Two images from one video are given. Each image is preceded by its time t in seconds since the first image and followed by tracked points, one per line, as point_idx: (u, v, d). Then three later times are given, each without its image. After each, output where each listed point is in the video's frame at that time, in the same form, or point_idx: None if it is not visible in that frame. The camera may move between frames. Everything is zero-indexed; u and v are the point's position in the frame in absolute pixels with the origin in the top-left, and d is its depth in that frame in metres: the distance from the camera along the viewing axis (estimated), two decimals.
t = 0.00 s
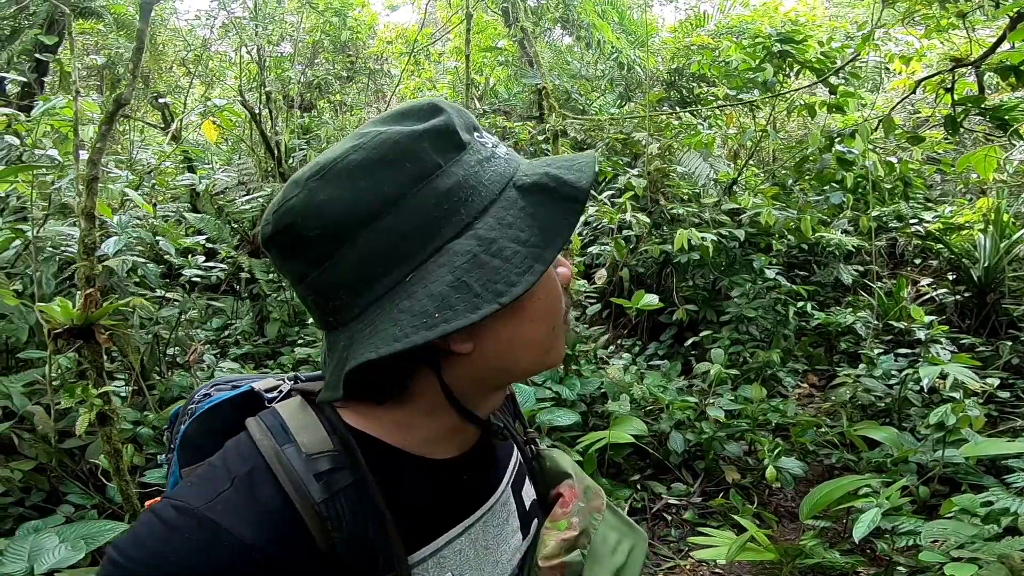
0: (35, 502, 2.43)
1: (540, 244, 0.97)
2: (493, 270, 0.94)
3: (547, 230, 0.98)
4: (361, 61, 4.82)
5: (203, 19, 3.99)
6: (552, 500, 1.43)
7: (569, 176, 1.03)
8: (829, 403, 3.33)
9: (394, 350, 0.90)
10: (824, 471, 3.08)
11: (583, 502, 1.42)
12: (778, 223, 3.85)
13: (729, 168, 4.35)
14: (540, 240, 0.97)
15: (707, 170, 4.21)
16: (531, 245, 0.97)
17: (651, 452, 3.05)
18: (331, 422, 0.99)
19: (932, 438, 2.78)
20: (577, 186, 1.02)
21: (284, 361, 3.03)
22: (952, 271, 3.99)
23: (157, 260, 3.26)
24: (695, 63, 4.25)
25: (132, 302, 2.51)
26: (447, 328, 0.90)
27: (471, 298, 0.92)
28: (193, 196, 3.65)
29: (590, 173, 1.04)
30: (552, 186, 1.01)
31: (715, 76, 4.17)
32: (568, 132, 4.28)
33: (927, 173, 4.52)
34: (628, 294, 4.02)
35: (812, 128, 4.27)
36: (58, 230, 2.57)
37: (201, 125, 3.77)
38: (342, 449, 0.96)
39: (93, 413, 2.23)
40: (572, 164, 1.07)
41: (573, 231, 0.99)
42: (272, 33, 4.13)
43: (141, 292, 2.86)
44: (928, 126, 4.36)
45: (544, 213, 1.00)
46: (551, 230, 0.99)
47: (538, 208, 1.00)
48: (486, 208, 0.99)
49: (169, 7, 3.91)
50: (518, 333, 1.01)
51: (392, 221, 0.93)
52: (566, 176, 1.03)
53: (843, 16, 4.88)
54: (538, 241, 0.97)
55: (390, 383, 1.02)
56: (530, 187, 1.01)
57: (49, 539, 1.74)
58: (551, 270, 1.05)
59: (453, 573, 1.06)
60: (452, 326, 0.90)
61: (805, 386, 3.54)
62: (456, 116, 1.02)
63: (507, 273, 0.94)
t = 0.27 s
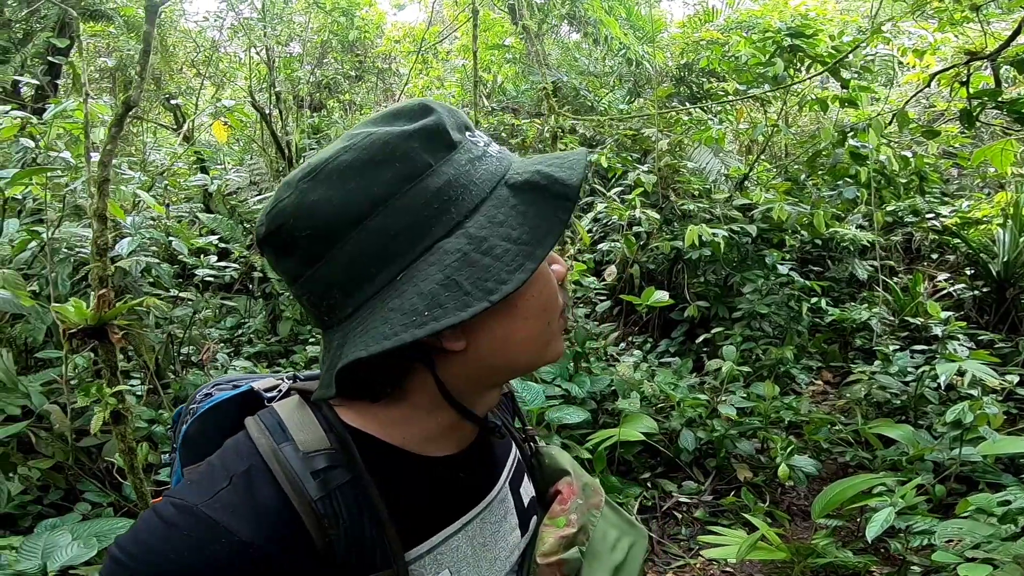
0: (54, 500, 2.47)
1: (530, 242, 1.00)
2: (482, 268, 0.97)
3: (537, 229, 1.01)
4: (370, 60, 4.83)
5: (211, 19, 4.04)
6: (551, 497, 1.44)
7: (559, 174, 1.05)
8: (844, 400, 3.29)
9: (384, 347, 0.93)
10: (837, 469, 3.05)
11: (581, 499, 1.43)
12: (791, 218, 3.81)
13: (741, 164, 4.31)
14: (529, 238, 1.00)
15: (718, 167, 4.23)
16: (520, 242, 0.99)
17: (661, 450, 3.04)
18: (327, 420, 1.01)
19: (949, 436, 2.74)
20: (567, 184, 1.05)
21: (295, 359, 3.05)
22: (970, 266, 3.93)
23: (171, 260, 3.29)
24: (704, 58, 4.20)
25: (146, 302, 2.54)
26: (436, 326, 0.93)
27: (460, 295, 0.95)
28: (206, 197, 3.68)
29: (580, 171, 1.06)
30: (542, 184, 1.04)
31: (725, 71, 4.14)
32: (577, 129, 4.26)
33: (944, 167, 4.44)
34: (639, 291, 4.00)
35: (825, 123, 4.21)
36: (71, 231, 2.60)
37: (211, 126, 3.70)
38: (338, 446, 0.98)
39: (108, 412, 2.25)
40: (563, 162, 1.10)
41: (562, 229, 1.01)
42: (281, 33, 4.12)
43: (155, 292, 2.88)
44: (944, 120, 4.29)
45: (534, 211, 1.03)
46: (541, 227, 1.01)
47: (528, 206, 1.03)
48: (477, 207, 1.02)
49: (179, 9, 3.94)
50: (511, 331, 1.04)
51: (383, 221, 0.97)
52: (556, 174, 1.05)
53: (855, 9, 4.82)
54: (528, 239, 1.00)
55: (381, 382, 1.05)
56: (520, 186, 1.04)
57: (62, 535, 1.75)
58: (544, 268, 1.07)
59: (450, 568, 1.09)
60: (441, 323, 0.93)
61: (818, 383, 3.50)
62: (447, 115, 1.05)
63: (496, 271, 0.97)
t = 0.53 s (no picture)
0: (61, 499, 2.48)
1: (517, 238, 0.99)
2: (469, 264, 0.97)
3: (525, 225, 1.01)
4: (372, 60, 4.85)
5: (215, 20, 4.06)
6: (545, 494, 1.44)
7: (547, 171, 1.06)
8: (850, 397, 3.27)
9: (371, 344, 0.92)
10: (844, 467, 3.03)
11: (575, 496, 1.44)
12: (796, 215, 3.79)
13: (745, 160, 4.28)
14: (518, 234, 1.00)
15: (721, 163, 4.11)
16: (508, 239, 0.99)
17: (665, 449, 3.03)
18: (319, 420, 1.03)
19: (956, 434, 2.72)
20: (555, 181, 1.05)
21: (300, 358, 3.06)
22: (978, 262, 3.90)
23: (176, 260, 3.31)
24: (707, 55, 4.20)
25: (150, 302, 2.55)
26: (423, 322, 0.92)
27: (447, 291, 0.95)
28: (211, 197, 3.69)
29: (568, 168, 1.06)
30: (530, 180, 1.04)
31: (728, 68, 4.13)
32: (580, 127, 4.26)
33: (950, 163, 4.41)
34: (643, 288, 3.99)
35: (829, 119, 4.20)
36: (74, 232, 2.63)
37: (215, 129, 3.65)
38: (330, 446, 0.99)
39: (112, 412, 2.27)
40: (552, 160, 1.10)
41: (551, 225, 1.01)
42: (283, 34, 4.10)
43: (159, 292, 2.88)
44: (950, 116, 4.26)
45: (522, 208, 1.03)
46: (529, 223, 1.01)
47: (516, 203, 1.03)
48: (464, 205, 1.02)
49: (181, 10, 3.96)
50: (501, 328, 1.04)
51: (369, 218, 0.97)
52: (545, 171, 1.06)
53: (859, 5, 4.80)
54: (516, 235, 0.99)
55: (372, 379, 1.05)
56: (508, 183, 1.04)
57: (67, 534, 1.77)
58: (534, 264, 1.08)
59: (445, 565, 1.09)
60: (428, 319, 0.93)
61: (825, 380, 3.48)
62: (434, 114, 1.05)
63: (484, 267, 0.97)
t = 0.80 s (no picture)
0: (68, 498, 2.50)
1: (500, 235, 1.00)
2: (451, 262, 0.97)
3: (509, 222, 1.01)
4: (374, 59, 4.89)
5: (217, 22, 4.06)
6: (539, 492, 1.44)
7: (532, 167, 1.06)
8: (856, 395, 3.26)
9: (352, 342, 0.93)
10: (850, 465, 3.01)
11: (568, 494, 1.44)
12: (799, 211, 3.77)
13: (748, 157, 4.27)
14: (501, 231, 1.00)
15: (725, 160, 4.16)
16: (492, 236, 0.99)
17: (669, 446, 3.02)
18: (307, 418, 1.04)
19: (963, 431, 2.70)
20: (540, 177, 1.05)
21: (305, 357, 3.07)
22: (984, 258, 3.88)
23: (180, 260, 3.32)
24: (709, 52, 4.20)
25: (154, 301, 2.56)
26: (403, 320, 0.93)
27: (428, 290, 0.95)
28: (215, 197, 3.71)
29: (552, 164, 1.06)
30: (515, 177, 1.04)
31: (730, 65, 4.13)
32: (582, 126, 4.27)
33: (955, 159, 4.39)
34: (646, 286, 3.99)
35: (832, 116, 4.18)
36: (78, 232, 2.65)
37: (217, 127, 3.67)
38: (317, 444, 1.00)
39: (116, 411, 2.28)
40: (537, 156, 1.10)
41: (534, 223, 1.01)
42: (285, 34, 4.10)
43: (164, 292, 2.89)
44: (954, 112, 4.24)
45: (506, 205, 1.03)
46: (512, 221, 1.01)
47: (500, 200, 1.03)
48: (447, 202, 1.02)
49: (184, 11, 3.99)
50: (487, 324, 1.05)
51: (351, 216, 0.97)
52: (529, 167, 1.06)
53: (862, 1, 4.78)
54: (500, 233, 1.00)
55: (360, 377, 1.07)
56: (492, 180, 1.04)
57: (70, 533, 1.78)
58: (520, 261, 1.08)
59: (433, 563, 1.11)
60: (408, 318, 0.93)
61: (830, 378, 3.46)
62: (418, 111, 1.05)
63: (466, 265, 0.97)
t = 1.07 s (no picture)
0: (74, 498, 2.51)
1: (487, 233, 1.00)
2: (435, 259, 0.98)
3: (497, 219, 1.01)
4: (377, 59, 4.91)
5: (221, 23, 4.10)
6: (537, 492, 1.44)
7: (520, 164, 1.06)
8: (862, 394, 3.24)
9: (335, 339, 0.94)
10: (855, 464, 3.00)
11: (566, 494, 1.44)
12: (803, 210, 3.70)
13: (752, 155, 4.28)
14: (488, 229, 1.00)
15: (728, 159, 4.25)
16: (478, 233, 1.00)
17: (673, 446, 3.01)
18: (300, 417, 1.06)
19: (969, 430, 2.68)
20: (528, 173, 1.05)
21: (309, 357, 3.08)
22: (991, 256, 3.86)
23: (186, 261, 3.34)
24: (712, 50, 4.18)
25: (159, 301, 2.58)
26: (384, 319, 0.94)
27: (411, 287, 0.96)
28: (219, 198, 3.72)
29: (540, 160, 1.06)
30: (504, 173, 1.05)
31: (734, 63, 4.12)
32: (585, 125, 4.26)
33: (962, 157, 4.37)
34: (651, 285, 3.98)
35: (837, 113, 4.17)
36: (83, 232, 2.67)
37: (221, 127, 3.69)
38: (308, 443, 1.03)
39: (121, 411, 2.29)
40: (527, 153, 1.10)
41: (521, 219, 1.01)
42: (289, 35, 4.13)
43: (169, 292, 2.90)
44: (960, 110, 4.22)
45: (493, 202, 1.03)
46: (498, 218, 1.02)
47: (488, 197, 1.03)
48: (434, 200, 1.03)
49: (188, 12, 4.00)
50: (474, 323, 1.05)
51: (335, 215, 0.99)
52: (517, 164, 1.06)
53: None
54: (487, 230, 1.00)
55: (350, 376, 1.09)
56: (480, 177, 1.05)
57: (74, 532, 1.78)
58: (510, 259, 1.08)
59: (425, 562, 1.12)
60: (389, 315, 0.94)
61: (835, 377, 3.45)
62: (405, 110, 1.07)
63: (451, 263, 0.98)
